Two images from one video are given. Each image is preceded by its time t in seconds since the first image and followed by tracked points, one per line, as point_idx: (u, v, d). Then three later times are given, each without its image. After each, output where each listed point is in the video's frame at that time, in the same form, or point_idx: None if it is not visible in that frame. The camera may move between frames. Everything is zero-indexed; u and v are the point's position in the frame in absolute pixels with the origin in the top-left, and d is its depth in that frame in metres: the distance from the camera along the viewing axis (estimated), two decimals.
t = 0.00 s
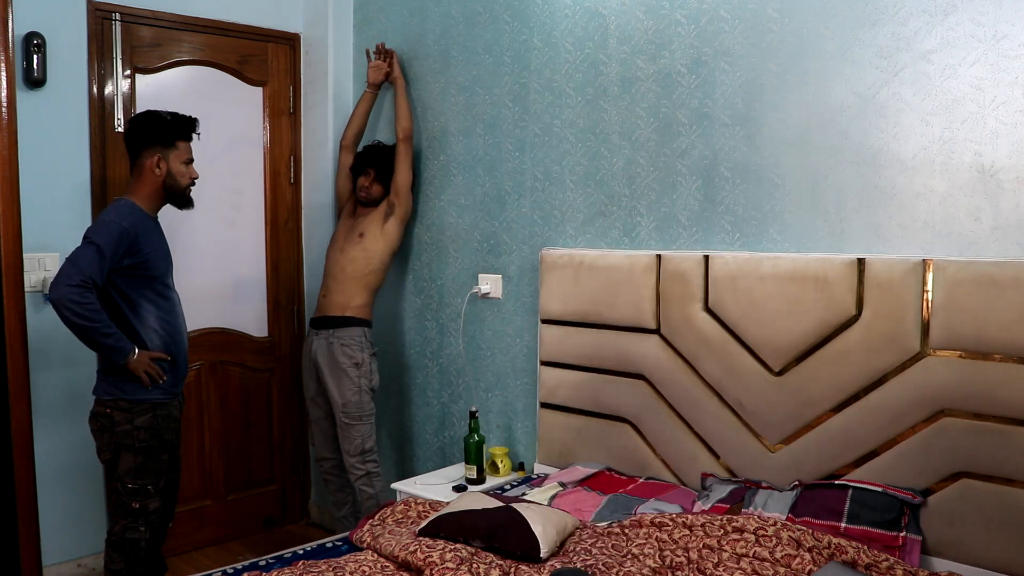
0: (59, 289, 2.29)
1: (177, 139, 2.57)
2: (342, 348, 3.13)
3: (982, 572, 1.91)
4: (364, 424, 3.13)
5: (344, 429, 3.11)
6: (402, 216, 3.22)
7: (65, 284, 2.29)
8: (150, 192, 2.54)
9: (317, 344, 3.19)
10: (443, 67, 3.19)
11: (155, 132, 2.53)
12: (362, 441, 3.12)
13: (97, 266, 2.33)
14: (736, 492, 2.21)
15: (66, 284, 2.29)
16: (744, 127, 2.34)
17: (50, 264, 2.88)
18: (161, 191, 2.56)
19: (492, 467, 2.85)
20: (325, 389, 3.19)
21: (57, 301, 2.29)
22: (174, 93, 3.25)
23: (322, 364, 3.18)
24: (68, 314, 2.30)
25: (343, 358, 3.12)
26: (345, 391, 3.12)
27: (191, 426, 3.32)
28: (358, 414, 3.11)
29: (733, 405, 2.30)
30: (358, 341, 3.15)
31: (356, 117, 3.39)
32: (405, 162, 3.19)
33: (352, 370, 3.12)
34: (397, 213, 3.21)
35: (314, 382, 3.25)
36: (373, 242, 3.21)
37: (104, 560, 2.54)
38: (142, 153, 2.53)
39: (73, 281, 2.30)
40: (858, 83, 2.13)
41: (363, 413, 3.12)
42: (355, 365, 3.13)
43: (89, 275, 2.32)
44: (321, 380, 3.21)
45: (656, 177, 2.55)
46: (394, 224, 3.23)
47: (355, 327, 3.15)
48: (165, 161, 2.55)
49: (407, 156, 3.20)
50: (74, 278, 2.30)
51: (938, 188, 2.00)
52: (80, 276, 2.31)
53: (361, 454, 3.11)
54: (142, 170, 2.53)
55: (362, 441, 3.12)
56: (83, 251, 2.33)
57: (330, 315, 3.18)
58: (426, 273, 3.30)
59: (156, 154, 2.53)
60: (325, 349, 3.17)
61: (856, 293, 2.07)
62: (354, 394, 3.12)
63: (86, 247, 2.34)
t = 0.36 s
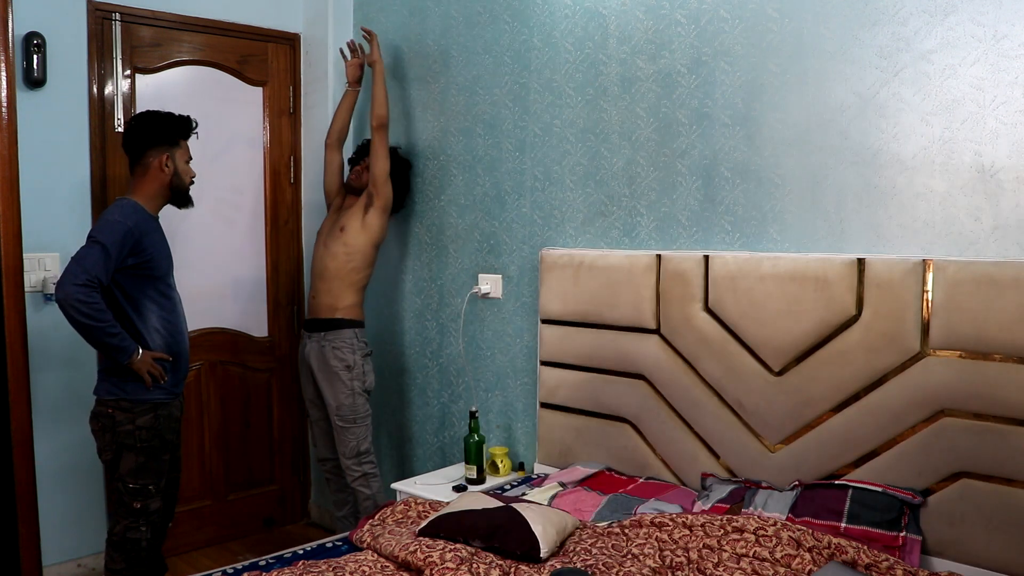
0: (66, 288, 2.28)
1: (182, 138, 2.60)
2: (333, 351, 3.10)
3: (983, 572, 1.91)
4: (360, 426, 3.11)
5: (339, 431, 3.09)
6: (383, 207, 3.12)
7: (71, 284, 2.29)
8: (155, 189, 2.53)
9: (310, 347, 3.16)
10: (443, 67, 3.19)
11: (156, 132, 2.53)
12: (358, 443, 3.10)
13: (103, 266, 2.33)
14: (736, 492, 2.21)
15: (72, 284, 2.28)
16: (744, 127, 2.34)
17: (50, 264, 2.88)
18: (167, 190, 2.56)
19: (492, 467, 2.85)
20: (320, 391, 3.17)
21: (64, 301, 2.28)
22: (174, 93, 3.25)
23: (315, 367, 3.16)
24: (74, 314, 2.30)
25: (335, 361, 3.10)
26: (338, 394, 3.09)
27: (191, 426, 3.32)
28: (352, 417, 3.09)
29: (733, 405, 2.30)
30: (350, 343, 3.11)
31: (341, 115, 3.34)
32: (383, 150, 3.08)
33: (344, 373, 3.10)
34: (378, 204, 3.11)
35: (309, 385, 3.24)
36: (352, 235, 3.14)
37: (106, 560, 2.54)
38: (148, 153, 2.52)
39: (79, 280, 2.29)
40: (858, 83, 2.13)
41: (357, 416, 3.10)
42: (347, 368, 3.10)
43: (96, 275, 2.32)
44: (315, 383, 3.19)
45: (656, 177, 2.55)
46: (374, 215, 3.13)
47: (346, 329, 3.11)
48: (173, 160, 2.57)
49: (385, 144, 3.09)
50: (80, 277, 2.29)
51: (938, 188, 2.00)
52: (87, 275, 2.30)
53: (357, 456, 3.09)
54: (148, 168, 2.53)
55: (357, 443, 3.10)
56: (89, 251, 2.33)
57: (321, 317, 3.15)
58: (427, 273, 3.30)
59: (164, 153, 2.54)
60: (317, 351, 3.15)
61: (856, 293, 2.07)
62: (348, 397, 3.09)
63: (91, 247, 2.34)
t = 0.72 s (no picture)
0: (67, 288, 2.28)
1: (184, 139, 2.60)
2: (325, 353, 3.08)
3: (983, 572, 1.91)
4: (355, 428, 3.08)
5: (334, 434, 3.08)
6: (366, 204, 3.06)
7: (72, 284, 2.28)
8: (157, 189, 2.54)
9: (305, 349, 3.15)
10: (443, 67, 3.19)
11: (158, 132, 2.53)
12: (354, 445, 3.08)
13: (104, 266, 2.33)
14: (736, 492, 2.21)
15: (73, 284, 2.28)
16: (744, 127, 2.34)
17: (50, 264, 2.88)
18: (168, 190, 2.57)
19: (492, 467, 2.85)
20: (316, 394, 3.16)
21: (64, 300, 2.28)
22: (174, 93, 3.25)
23: (310, 370, 3.15)
24: (76, 314, 2.30)
25: (327, 364, 3.07)
26: (332, 397, 3.07)
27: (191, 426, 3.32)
28: (346, 420, 3.07)
29: (733, 405, 2.30)
30: (343, 345, 3.08)
31: (331, 114, 3.33)
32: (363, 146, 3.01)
33: (337, 376, 3.07)
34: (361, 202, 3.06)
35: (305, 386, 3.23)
36: (340, 237, 3.10)
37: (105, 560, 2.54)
38: (148, 152, 2.52)
39: (80, 280, 2.29)
40: (858, 83, 2.13)
41: (352, 418, 3.08)
42: (339, 370, 3.07)
43: (97, 275, 2.32)
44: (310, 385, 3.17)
45: (656, 177, 2.55)
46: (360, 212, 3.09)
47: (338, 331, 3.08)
48: (175, 161, 2.57)
49: (365, 141, 3.01)
50: (81, 277, 2.29)
51: (938, 188, 2.01)
52: (87, 275, 2.30)
53: (353, 458, 3.08)
54: (149, 169, 2.53)
55: (353, 445, 3.08)
56: (90, 251, 2.33)
57: (314, 321, 3.11)
58: (426, 273, 3.30)
59: (166, 153, 2.54)
60: (311, 353, 3.13)
61: (856, 293, 2.07)
62: (341, 399, 3.07)
63: (92, 247, 2.34)
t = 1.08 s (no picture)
0: (64, 289, 2.28)
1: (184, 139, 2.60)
2: (317, 356, 3.05)
3: (983, 572, 1.91)
4: (349, 431, 3.06)
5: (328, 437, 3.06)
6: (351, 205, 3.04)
7: (69, 284, 2.29)
8: (157, 189, 2.54)
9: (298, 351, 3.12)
10: (443, 67, 3.19)
11: (158, 132, 2.53)
12: (349, 447, 3.07)
13: (102, 266, 2.33)
14: (736, 492, 2.21)
15: (70, 284, 2.28)
16: (744, 127, 2.34)
17: (50, 264, 2.88)
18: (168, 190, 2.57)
19: (492, 467, 2.85)
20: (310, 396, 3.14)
21: (62, 301, 2.28)
22: (174, 93, 3.25)
23: (303, 373, 3.13)
24: (74, 314, 2.30)
25: (319, 367, 3.05)
26: (324, 400, 3.05)
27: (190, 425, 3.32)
28: (339, 423, 3.05)
29: (733, 405, 2.30)
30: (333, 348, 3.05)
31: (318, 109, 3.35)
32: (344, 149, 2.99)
33: (329, 379, 3.05)
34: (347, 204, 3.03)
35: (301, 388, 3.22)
36: (327, 240, 3.07)
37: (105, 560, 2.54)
38: (148, 153, 2.52)
39: (77, 280, 2.29)
40: (858, 83, 2.13)
41: (346, 421, 3.06)
42: (331, 374, 3.04)
43: (94, 276, 2.31)
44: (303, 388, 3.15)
45: (656, 177, 2.55)
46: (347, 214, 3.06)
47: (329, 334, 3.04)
48: (175, 161, 2.57)
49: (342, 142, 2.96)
50: (79, 277, 2.29)
51: (938, 188, 2.00)
52: (85, 275, 2.30)
53: (348, 460, 3.07)
54: (150, 169, 2.53)
55: (348, 448, 3.06)
56: (88, 252, 2.33)
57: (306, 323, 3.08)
58: (427, 273, 3.30)
59: (166, 153, 2.54)
60: (303, 356, 3.10)
61: (856, 293, 2.07)
62: (334, 402, 3.05)
63: (91, 247, 2.34)
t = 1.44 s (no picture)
0: (61, 291, 2.28)
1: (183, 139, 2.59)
2: (307, 361, 3.04)
3: (982, 572, 1.91)
4: (343, 435, 3.06)
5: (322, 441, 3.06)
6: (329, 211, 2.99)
7: (66, 285, 2.29)
8: (156, 189, 2.53)
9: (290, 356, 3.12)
10: (443, 67, 3.19)
11: (158, 133, 2.53)
12: (343, 451, 3.07)
13: (98, 267, 2.33)
14: (736, 492, 2.21)
15: (67, 286, 2.28)
16: (744, 127, 2.34)
17: (50, 264, 2.89)
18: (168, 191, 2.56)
19: (492, 467, 2.85)
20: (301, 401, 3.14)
21: (59, 303, 2.28)
22: (174, 93, 3.25)
23: (294, 378, 3.12)
24: (73, 315, 2.30)
25: (309, 373, 3.04)
26: (316, 405, 3.05)
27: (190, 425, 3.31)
28: (333, 428, 3.04)
29: (733, 405, 2.30)
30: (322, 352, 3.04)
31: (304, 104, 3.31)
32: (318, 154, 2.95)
33: (319, 384, 3.04)
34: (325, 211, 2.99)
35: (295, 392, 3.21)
36: (310, 247, 3.03)
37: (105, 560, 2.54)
38: (148, 153, 2.52)
39: (75, 281, 2.29)
40: (858, 83, 2.13)
41: (339, 426, 3.05)
42: (321, 379, 3.03)
43: (91, 277, 2.32)
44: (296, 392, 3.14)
45: (656, 177, 2.55)
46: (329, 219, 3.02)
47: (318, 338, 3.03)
48: (174, 161, 2.56)
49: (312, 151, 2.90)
50: (76, 278, 2.29)
51: (938, 188, 2.00)
52: (83, 276, 2.30)
53: (343, 463, 3.07)
54: (149, 169, 2.53)
55: (343, 451, 3.06)
56: (84, 253, 2.33)
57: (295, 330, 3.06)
58: (426, 273, 3.30)
59: (165, 154, 2.54)
60: (294, 361, 3.09)
61: (856, 293, 2.07)
62: (325, 408, 3.04)
63: (87, 249, 2.34)
